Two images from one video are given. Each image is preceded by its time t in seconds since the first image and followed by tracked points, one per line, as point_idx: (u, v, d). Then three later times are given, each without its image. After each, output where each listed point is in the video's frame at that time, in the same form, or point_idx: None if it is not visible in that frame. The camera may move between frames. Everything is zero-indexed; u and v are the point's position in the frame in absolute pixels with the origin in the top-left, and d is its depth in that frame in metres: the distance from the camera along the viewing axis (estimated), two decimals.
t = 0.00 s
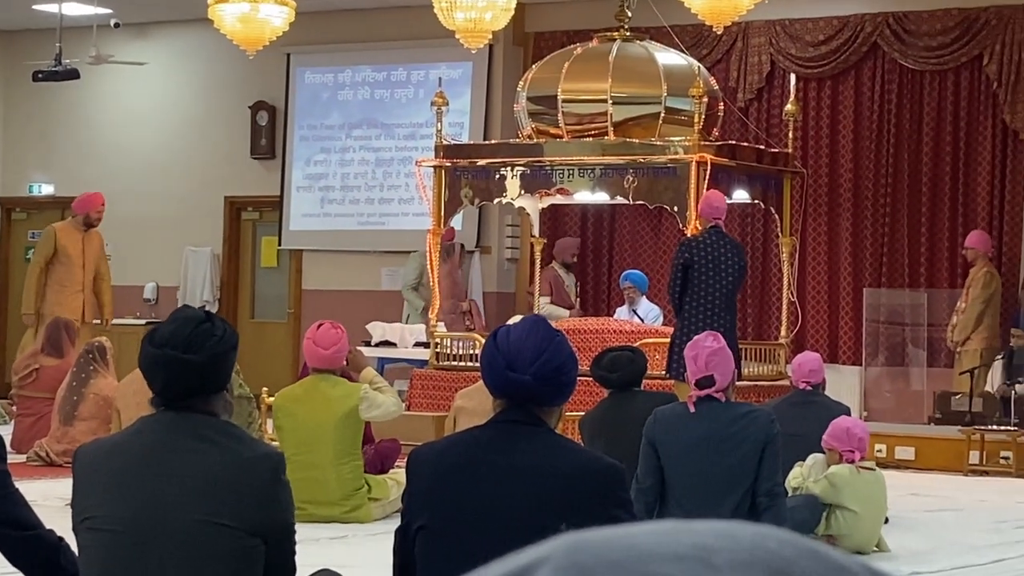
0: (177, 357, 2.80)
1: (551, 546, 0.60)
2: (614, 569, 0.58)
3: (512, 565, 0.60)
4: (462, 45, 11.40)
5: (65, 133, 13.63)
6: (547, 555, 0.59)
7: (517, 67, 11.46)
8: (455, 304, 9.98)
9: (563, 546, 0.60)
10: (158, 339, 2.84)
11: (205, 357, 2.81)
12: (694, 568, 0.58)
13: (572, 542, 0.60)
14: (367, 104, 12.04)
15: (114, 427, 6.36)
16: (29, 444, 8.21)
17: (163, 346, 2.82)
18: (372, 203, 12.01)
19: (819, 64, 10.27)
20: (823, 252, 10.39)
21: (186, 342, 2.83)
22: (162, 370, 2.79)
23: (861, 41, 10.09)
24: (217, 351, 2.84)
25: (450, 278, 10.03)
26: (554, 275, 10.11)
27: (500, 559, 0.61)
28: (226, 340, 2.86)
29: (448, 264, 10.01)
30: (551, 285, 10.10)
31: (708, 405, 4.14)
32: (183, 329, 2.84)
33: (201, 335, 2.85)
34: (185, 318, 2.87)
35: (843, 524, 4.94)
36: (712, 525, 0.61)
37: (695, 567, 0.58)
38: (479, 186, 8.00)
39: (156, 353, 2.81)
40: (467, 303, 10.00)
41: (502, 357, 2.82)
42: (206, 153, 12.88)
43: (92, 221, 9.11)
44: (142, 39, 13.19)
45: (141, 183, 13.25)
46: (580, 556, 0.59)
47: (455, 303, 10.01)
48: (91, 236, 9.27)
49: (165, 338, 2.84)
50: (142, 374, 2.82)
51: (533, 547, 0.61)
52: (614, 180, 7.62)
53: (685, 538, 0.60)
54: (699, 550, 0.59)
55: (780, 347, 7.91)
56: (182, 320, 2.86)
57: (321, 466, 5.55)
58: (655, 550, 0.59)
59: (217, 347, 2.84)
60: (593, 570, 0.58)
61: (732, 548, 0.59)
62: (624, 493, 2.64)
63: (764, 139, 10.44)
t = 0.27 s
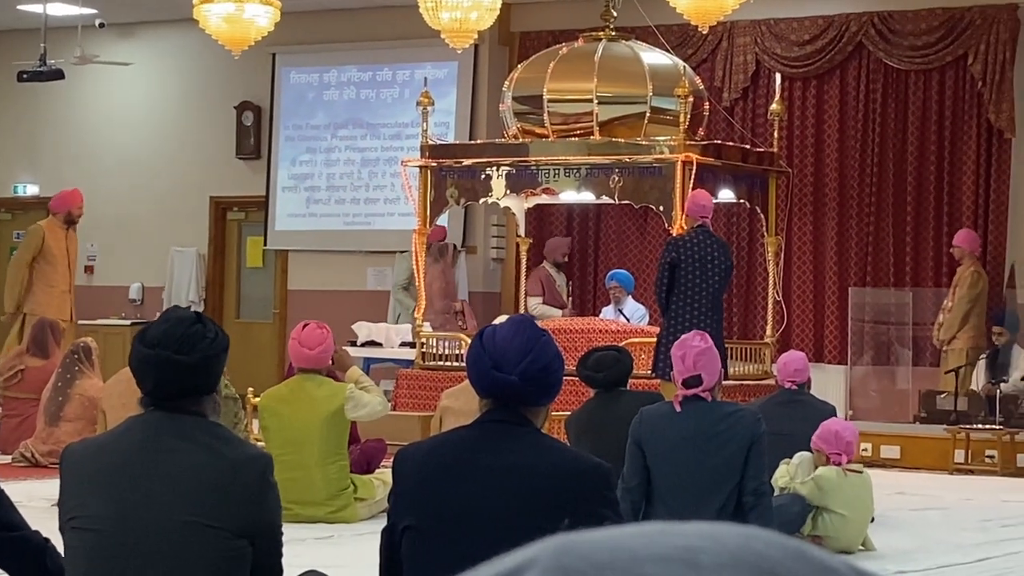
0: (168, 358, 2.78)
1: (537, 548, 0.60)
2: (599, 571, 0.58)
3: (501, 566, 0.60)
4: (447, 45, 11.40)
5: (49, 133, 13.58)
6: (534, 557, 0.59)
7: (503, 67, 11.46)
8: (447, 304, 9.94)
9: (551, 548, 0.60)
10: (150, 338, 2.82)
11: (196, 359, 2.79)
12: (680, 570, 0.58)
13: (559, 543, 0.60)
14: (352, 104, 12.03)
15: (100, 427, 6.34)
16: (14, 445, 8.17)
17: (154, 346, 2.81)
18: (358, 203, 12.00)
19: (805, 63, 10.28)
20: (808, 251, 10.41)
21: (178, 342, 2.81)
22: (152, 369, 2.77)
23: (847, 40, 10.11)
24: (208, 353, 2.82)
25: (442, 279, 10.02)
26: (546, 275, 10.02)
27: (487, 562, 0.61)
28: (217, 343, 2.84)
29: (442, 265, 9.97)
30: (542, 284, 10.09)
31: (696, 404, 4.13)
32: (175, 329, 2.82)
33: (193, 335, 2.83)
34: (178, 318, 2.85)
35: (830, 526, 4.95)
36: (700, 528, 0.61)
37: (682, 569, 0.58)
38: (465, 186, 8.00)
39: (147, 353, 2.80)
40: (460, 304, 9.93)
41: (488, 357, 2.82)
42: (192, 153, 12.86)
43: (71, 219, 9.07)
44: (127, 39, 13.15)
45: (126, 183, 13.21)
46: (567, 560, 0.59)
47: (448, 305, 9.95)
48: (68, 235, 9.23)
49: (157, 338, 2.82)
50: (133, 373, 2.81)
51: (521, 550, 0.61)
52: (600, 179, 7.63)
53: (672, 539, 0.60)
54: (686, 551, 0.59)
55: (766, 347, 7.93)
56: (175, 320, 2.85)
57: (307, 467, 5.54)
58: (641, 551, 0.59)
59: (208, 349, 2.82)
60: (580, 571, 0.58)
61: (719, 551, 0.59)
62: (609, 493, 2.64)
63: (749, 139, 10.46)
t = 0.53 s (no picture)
0: (172, 360, 2.83)
1: (524, 546, 0.60)
2: (589, 570, 0.58)
3: (488, 565, 0.59)
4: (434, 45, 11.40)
5: (34, 133, 13.53)
6: (523, 555, 0.59)
7: (489, 67, 11.46)
8: (439, 303, 9.65)
9: (539, 546, 0.60)
10: (155, 340, 2.86)
11: (203, 363, 2.87)
12: (669, 568, 0.58)
13: (548, 543, 0.60)
14: (338, 104, 12.02)
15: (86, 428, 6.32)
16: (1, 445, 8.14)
17: (161, 347, 2.85)
18: (344, 203, 11.98)
19: (790, 63, 10.30)
20: (794, 250, 10.42)
21: (184, 345, 2.87)
22: (162, 369, 2.81)
23: (832, 40, 10.14)
24: (211, 358, 2.90)
25: (435, 280, 9.79)
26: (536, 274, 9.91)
27: (477, 561, 0.61)
28: (217, 350, 2.93)
29: (431, 265, 9.94)
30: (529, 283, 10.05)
31: (682, 404, 4.14)
32: (180, 332, 2.88)
33: (197, 340, 2.90)
34: (180, 321, 2.91)
35: (816, 525, 4.95)
36: (688, 525, 0.61)
37: (672, 567, 0.57)
38: (451, 185, 8.00)
39: (155, 353, 2.84)
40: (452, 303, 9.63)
41: (475, 357, 2.82)
42: (178, 154, 12.83)
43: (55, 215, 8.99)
44: (112, 39, 13.12)
45: (112, 184, 13.17)
46: (556, 557, 0.59)
47: (440, 305, 9.66)
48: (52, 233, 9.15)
49: (162, 339, 2.87)
50: (135, 371, 2.83)
51: (509, 549, 0.61)
52: (586, 179, 7.63)
53: (661, 538, 0.60)
54: (674, 550, 0.59)
55: (753, 346, 7.94)
56: (178, 322, 2.90)
57: (294, 467, 5.53)
58: (629, 550, 0.59)
59: (211, 355, 2.91)
60: (569, 570, 0.58)
61: (708, 549, 0.59)
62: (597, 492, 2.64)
63: (736, 139, 10.48)
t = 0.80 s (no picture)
0: (177, 360, 2.87)
1: (505, 546, 0.60)
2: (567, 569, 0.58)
3: (468, 565, 0.59)
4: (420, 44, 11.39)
5: (20, 133, 13.49)
6: (502, 556, 0.59)
7: (475, 66, 11.46)
8: (437, 303, 9.76)
9: (517, 547, 0.60)
10: (158, 338, 2.88)
11: (199, 366, 2.91)
12: (649, 567, 0.57)
13: (528, 542, 0.60)
14: (324, 103, 12.00)
15: (71, 427, 6.31)
16: None
17: (163, 346, 2.88)
18: (330, 202, 11.96)
19: (776, 62, 10.31)
20: (781, 249, 10.44)
21: (184, 347, 2.91)
22: (168, 368, 2.84)
23: (818, 39, 10.15)
24: (204, 362, 2.95)
25: (432, 280, 9.89)
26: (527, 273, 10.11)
27: (457, 562, 0.61)
28: (208, 355, 2.99)
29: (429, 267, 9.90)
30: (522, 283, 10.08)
31: (668, 402, 4.15)
32: (179, 333, 2.92)
33: (192, 342, 2.94)
34: (177, 323, 2.95)
35: (801, 520, 4.96)
36: (668, 524, 0.61)
37: (650, 566, 0.57)
38: (437, 184, 7.99)
39: (159, 351, 2.86)
40: (450, 303, 9.70)
41: (462, 355, 2.81)
42: (164, 153, 12.80)
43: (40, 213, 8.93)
44: (98, 38, 13.09)
45: (98, 183, 13.14)
46: (535, 559, 0.59)
47: (438, 305, 9.76)
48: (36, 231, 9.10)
49: (165, 338, 2.89)
50: (140, 366, 2.84)
51: (489, 549, 0.60)
52: (572, 178, 7.64)
53: (642, 538, 0.60)
54: (652, 549, 0.58)
55: (739, 345, 7.95)
56: (177, 324, 2.94)
57: (281, 467, 5.52)
58: (608, 550, 0.59)
59: (204, 359, 2.96)
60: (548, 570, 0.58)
61: (687, 548, 0.59)
62: (582, 490, 2.64)
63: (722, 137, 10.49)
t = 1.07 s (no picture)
0: (164, 359, 2.87)
1: (497, 546, 0.60)
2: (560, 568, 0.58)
3: (460, 566, 0.59)
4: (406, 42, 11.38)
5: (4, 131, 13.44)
6: (495, 556, 0.59)
7: (462, 64, 11.46)
8: (433, 302, 9.54)
9: (510, 546, 0.60)
10: (144, 338, 2.88)
11: (185, 366, 2.92)
12: (642, 567, 0.57)
13: (521, 542, 0.60)
14: (310, 101, 11.99)
15: (56, 426, 6.29)
16: None
17: (150, 345, 2.88)
18: (317, 200, 11.94)
19: (762, 60, 10.33)
20: (766, 247, 10.46)
21: (170, 346, 2.91)
22: (156, 367, 2.84)
23: (804, 37, 10.17)
24: (190, 362, 2.96)
25: (428, 279, 9.66)
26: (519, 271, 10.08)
27: (449, 561, 0.61)
28: (193, 355, 2.99)
29: (423, 265, 9.69)
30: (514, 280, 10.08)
31: (654, 400, 4.16)
32: (165, 333, 2.92)
33: (178, 342, 2.95)
34: (163, 323, 2.95)
35: (787, 515, 4.97)
36: (659, 523, 0.61)
37: (644, 566, 0.57)
38: (423, 183, 7.99)
39: (147, 350, 2.86)
40: (446, 302, 9.52)
41: (450, 354, 2.82)
42: (150, 153, 12.77)
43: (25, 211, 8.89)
44: (83, 36, 13.06)
45: (84, 182, 13.10)
46: (527, 558, 0.59)
47: (433, 304, 9.55)
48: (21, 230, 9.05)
49: (151, 338, 2.89)
50: (127, 365, 2.83)
51: (481, 549, 0.61)
52: (558, 176, 7.64)
53: (631, 537, 0.60)
54: (646, 548, 0.58)
55: (725, 343, 7.96)
56: (162, 324, 2.94)
57: (266, 466, 5.52)
58: (602, 549, 0.59)
59: (190, 358, 2.96)
60: (538, 568, 0.58)
61: (679, 546, 0.59)
62: (569, 489, 2.64)
63: (708, 136, 10.51)
